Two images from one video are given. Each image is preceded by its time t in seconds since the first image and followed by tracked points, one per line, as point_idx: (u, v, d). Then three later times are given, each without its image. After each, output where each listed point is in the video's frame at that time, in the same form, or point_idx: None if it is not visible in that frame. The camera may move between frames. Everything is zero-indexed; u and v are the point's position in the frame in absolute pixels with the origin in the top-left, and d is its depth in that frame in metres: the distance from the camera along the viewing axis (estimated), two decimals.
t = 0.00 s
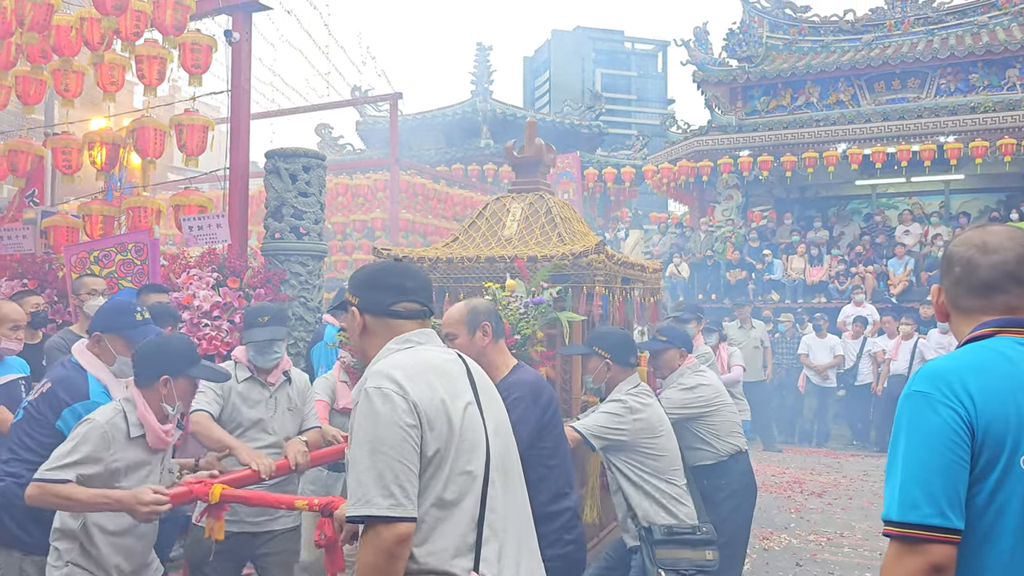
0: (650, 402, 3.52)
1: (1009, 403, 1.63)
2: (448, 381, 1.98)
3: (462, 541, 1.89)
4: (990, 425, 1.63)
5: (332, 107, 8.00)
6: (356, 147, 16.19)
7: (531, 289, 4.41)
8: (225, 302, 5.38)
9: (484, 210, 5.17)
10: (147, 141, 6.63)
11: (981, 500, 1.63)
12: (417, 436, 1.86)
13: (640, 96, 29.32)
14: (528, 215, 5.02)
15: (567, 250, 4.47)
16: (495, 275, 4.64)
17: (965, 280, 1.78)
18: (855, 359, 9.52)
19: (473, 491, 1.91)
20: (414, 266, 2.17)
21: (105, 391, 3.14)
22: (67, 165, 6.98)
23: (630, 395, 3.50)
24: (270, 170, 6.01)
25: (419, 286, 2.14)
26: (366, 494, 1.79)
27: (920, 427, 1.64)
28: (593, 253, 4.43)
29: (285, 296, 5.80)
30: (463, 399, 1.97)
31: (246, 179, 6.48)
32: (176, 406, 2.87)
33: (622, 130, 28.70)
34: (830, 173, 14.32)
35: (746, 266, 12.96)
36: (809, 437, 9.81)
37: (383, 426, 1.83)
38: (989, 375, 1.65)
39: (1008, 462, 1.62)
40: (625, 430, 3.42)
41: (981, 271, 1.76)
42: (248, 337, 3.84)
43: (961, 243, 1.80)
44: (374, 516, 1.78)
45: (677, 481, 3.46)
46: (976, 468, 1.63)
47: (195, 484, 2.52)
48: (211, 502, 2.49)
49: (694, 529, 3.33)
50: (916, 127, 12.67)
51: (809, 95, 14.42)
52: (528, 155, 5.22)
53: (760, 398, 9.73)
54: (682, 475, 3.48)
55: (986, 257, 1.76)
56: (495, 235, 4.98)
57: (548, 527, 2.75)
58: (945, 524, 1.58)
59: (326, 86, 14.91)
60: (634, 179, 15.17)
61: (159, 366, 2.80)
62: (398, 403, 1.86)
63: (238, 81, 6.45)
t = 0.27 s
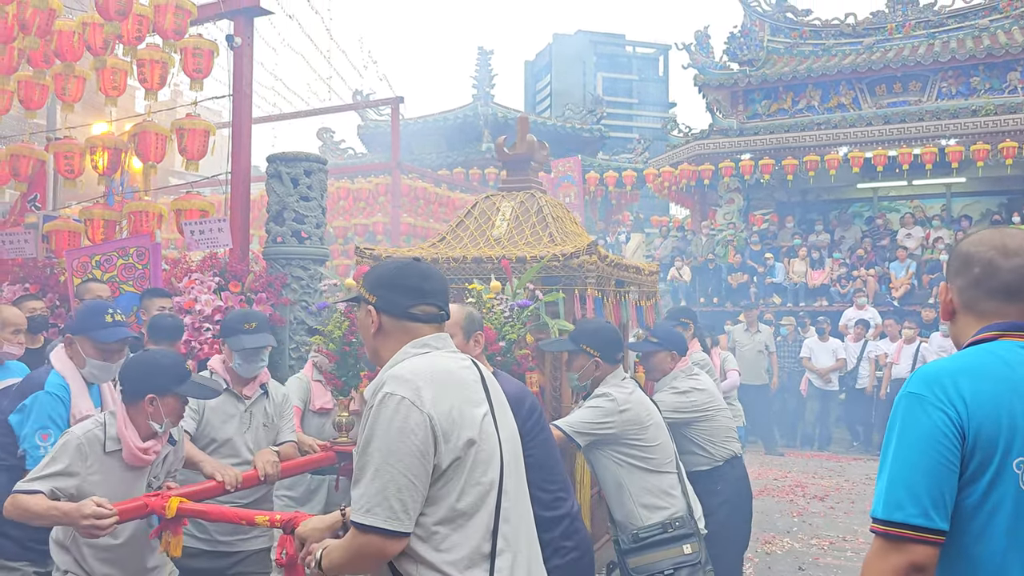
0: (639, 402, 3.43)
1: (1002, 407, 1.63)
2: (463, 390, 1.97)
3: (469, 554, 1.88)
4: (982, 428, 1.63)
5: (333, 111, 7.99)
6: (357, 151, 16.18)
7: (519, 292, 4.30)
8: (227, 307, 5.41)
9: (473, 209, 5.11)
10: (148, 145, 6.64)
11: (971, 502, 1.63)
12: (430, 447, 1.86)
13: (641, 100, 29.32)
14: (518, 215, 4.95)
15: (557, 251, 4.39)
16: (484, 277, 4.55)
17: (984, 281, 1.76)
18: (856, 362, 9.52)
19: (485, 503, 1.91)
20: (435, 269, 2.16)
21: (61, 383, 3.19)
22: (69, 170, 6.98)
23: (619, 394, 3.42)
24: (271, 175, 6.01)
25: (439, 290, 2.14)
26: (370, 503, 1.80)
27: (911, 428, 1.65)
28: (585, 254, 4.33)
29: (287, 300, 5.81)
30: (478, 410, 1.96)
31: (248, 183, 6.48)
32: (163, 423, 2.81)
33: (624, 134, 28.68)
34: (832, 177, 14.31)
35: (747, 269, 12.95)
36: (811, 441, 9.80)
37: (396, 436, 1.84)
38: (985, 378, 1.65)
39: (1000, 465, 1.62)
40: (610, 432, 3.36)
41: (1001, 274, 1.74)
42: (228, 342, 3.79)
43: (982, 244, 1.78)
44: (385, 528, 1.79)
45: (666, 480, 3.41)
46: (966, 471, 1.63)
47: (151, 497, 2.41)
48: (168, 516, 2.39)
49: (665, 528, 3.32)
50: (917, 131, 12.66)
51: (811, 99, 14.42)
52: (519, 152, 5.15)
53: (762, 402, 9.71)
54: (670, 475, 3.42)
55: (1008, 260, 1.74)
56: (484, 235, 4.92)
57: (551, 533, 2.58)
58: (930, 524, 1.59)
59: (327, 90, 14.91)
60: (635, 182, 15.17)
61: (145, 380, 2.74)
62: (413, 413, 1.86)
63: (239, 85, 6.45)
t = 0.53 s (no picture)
0: (643, 414, 3.43)
1: (1004, 411, 1.63)
2: (463, 392, 1.98)
3: (477, 555, 1.88)
4: (985, 433, 1.63)
5: (334, 116, 8.01)
6: (357, 154, 16.19)
7: (513, 294, 4.33)
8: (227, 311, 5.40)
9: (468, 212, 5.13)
10: (148, 150, 6.65)
11: (974, 506, 1.63)
12: (434, 450, 1.86)
13: (641, 103, 29.34)
14: (512, 218, 4.99)
15: (552, 255, 4.41)
16: (478, 278, 4.58)
17: (991, 286, 1.76)
18: (856, 365, 9.53)
19: (487, 505, 1.92)
20: (427, 274, 2.17)
21: None
22: (69, 175, 6.99)
23: (623, 405, 3.41)
24: (272, 179, 6.02)
25: (432, 295, 2.14)
26: (379, 507, 1.80)
27: (914, 431, 1.65)
28: (580, 257, 4.34)
29: (287, 304, 5.81)
30: (478, 413, 1.97)
31: (248, 187, 6.50)
32: (155, 418, 2.85)
33: (623, 137, 28.71)
34: (832, 180, 14.33)
35: (747, 273, 12.96)
36: (812, 445, 9.81)
37: (400, 439, 1.83)
38: (987, 383, 1.65)
39: (1003, 470, 1.62)
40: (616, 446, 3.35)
41: (1007, 279, 1.74)
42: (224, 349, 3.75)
43: (988, 248, 1.78)
44: (392, 532, 1.79)
45: (668, 492, 3.42)
46: (969, 475, 1.64)
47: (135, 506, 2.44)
48: (152, 525, 2.40)
49: (672, 543, 3.34)
50: (917, 134, 12.68)
51: (810, 102, 14.44)
52: (514, 154, 5.18)
53: (761, 405, 9.73)
54: (672, 487, 3.45)
55: (1015, 265, 1.74)
56: (479, 238, 4.96)
57: (552, 543, 2.58)
58: (933, 530, 1.59)
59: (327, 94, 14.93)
60: (634, 186, 15.20)
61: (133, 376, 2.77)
62: (416, 416, 1.86)
63: (240, 90, 6.47)
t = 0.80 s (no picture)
0: (646, 415, 3.44)
1: (1009, 413, 1.64)
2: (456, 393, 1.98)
3: (475, 553, 1.89)
4: (990, 433, 1.63)
5: (331, 118, 8.00)
6: (354, 156, 16.18)
7: (518, 297, 4.30)
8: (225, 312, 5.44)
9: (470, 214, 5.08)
10: (146, 151, 6.64)
11: (978, 507, 1.64)
12: (427, 450, 1.87)
13: (638, 105, 29.35)
14: (516, 220, 4.92)
15: (556, 257, 4.38)
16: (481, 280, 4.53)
17: (998, 288, 1.76)
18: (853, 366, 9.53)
19: (482, 504, 1.92)
20: (417, 276, 2.17)
21: None
22: (66, 176, 6.99)
23: (626, 404, 3.42)
24: (269, 180, 6.02)
25: (422, 297, 2.14)
26: (376, 508, 1.80)
27: (919, 432, 1.66)
28: (583, 260, 4.31)
29: (285, 305, 5.81)
30: (471, 413, 1.97)
31: (245, 188, 6.49)
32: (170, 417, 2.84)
33: (621, 139, 28.71)
34: (829, 182, 14.35)
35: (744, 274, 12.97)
36: (808, 446, 9.84)
37: (392, 440, 1.84)
38: (993, 384, 1.66)
39: (1008, 471, 1.63)
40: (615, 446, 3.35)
41: (1015, 280, 1.74)
42: (228, 352, 3.78)
43: (996, 249, 1.78)
44: (387, 531, 1.79)
45: (667, 495, 3.41)
46: (974, 476, 1.64)
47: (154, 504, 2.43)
48: (170, 524, 2.39)
49: (666, 543, 3.33)
50: (914, 136, 12.70)
51: (807, 104, 14.46)
52: (517, 157, 5.13)
53: (759, 406, 9.74)
54: (670, 489, 3.43)
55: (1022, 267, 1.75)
56: (483, 240, 4.90)
57: (551, 544, 2.59)
58: (938, 530, 1.60)
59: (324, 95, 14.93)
60: (632, 187, 15.21)
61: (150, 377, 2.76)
62: (408, 417, 1.86)
63: (237, 91, 6.46)
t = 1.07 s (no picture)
0: (643, 405, 3.45)
1: None
2: (455, 389, 1.98)
3: (467, 550, 1.89)
4: (1003, 432, 1.62)
5: (328, 115, 7.98)
6: (351, 153, 16.16)
7: (532, 295, 4.32)
8: (221, 309, 5.44)
9: (482, 217, 5.05)
10: (143, 148, 6.64)
11: (988, 506, 1.64)
12: (420, 445, 1.87)
13: (636, 104, 29.33)
14: (529, 224, 4.89)
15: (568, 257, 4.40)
16: (497, 282, 4.54)
17: (1005, 284, 1.76)
18: (850, 365, 9.55)
19: (475, 500, 1.91)
20: (424, 272, 2.16)
21: None
22: (62, 173, 6.98)
23: (623, 394, 3.44)
24: (266, 178, 6.01)
25: (427, 292, 2.13)
26: (369, 500, 1.82)
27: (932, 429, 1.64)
28: (593, 261, 4.37)
29: (281, 303, 5.80)
30: (469, 409, 1.97)
31: (242, 185, 6.48)
32: (184, 427, 2.90)
33: (618, 137, 28.68)
34: (826, 181, 14.38)
35: (741, 273, 12.98)
36: (804, 444, 9.84)
37: (385, 434, 1.85)
38: (1006, 383, 1.65)
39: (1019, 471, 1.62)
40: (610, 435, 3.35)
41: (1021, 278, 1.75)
42: (251, 346, 3.79)
43: (1001, 246, 1.79)
44: (377, 523, 1.81)
45: (661, 485, 3.40)
46: (985, 475, 1.63)
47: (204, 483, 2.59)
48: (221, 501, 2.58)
49: (654, 528, 3.33)
50: (910, 135, 12.72)
51: (804, 103, 14.48)
52: (528, 164, 5.10)
53: (755, 405, 9.75)
54: (663, 478, 3.41)
55: None
56: (495, 242, 4.88)
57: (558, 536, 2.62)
58: (950, 529, 1.59)
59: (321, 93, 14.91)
60: (629, 186, 15.21)
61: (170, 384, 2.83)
62: (402, 411, 1.87)
63: (234, 88, 6.45)
